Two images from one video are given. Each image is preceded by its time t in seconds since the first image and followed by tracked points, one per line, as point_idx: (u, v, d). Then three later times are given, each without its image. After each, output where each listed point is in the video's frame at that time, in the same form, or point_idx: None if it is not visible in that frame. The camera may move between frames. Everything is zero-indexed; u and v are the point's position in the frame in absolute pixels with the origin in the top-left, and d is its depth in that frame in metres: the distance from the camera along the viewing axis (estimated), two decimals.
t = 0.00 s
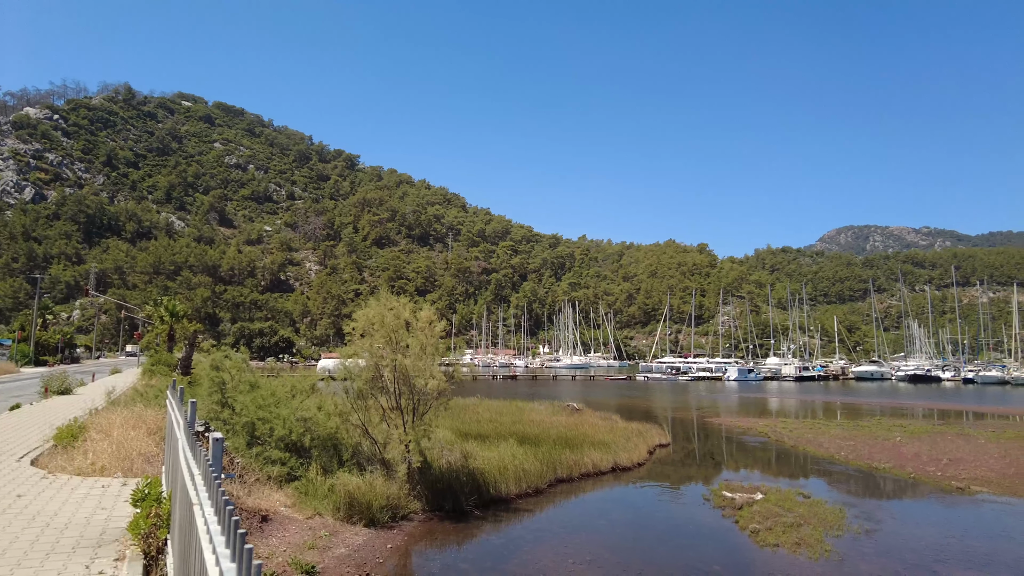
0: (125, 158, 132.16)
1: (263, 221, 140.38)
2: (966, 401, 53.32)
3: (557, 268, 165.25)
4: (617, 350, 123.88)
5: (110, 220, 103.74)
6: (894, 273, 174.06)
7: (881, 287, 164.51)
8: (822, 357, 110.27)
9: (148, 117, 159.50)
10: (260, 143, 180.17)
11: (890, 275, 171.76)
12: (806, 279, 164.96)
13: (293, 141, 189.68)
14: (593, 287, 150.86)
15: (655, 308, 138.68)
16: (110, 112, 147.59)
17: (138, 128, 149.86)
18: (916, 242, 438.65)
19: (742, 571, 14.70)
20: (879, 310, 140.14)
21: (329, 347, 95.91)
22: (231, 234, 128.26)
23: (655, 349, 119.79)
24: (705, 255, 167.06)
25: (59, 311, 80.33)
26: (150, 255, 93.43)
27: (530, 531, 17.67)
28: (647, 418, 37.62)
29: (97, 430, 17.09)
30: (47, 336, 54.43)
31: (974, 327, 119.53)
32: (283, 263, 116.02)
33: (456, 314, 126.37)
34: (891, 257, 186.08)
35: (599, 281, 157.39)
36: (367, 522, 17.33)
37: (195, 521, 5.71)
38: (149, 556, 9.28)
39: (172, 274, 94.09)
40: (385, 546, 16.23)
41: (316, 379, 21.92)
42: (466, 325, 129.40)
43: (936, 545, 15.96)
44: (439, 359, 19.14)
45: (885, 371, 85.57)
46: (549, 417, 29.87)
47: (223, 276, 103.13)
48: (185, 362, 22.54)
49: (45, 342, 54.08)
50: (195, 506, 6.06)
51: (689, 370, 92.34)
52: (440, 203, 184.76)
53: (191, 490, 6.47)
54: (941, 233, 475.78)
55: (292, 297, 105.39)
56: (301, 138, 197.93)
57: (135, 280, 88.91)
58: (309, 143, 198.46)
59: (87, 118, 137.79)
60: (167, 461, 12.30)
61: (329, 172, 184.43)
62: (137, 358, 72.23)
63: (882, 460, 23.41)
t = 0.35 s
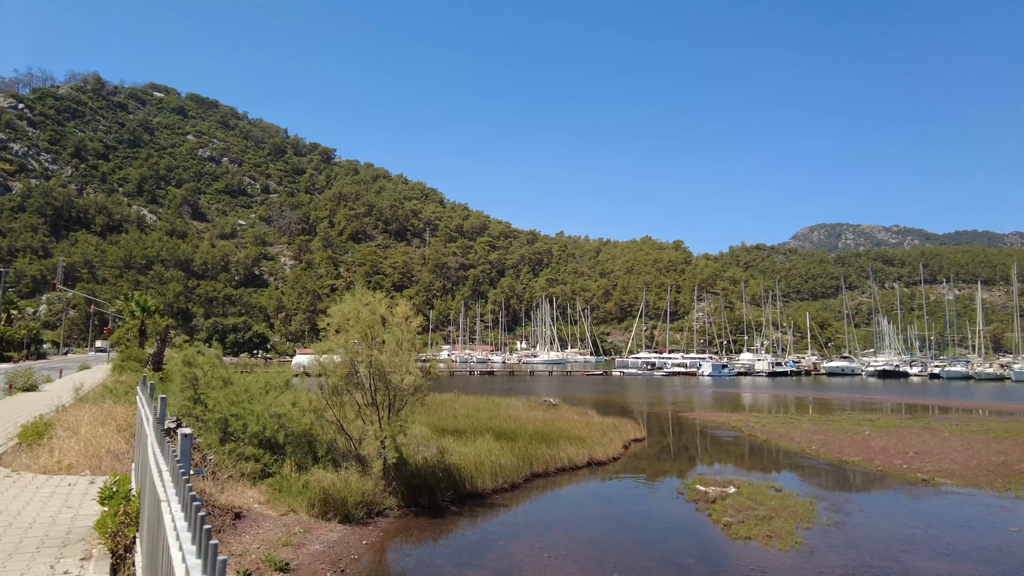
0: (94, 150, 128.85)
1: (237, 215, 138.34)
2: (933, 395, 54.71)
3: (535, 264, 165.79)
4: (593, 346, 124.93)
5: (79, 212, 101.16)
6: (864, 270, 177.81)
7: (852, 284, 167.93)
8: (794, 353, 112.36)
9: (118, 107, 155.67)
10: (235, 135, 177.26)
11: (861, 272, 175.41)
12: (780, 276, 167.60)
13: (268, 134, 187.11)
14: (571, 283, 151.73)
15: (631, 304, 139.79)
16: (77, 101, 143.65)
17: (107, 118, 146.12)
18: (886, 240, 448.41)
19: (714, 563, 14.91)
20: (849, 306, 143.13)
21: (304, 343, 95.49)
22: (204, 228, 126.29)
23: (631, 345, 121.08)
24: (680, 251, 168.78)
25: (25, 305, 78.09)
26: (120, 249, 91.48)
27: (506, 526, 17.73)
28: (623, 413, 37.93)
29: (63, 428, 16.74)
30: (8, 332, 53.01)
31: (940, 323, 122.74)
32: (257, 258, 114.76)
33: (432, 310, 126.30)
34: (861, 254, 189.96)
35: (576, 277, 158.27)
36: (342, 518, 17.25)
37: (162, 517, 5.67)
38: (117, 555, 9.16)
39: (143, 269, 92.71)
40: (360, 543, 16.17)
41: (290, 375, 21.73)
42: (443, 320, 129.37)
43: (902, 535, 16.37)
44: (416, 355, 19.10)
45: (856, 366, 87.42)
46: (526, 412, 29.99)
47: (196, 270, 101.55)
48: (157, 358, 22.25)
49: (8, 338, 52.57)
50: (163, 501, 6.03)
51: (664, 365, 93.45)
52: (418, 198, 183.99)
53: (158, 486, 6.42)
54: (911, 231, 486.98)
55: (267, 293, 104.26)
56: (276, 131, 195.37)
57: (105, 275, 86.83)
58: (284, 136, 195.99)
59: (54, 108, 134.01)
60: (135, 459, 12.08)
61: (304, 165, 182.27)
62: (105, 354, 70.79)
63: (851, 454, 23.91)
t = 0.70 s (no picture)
0: (61, 140, 125.19)
1: (209, 208, 135.98)
2: (900, 389, 56.12)
3: (512, 259, 166.17)
4: (569, 341, 125.91)
5: (45, 204, 98.36)
6: (835, 267, 181.45)
7: (823, 280, 171.18)
8: (766, 348, 114.30)
9: (85, 96, 151.33)
10: (207, 127, 173.99)
11: (832, 269, 178.98)
12: (753, 272, 170.15)
13: (241, 126, 184.24)
14: (548, 278, 152.46)
15: (607, 300, 140.90)
16: (42, 90, 139.36)
17: (74, 108, 141.76)
18: (857, 238, 457.54)
19: (687, 555, 15.12)
20: (820, 302, 145.85)
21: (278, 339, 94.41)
22: (176, 221, 123.92)
23: (607, 340, 122.16)
24: (656, 248, 170.28)
25: None
26: (89, 241, 89.19)
27: (481, 521, 17.77)
28: (599, 408, 38.24)
29: (27, 425, 16.35)
30: None
31: (908, 319, 125.79)
32: (230, 252, 113.36)
33: (409, 305, 126.13)
34: (832, 251, 193.63)
35: (553, 273, 158.79)
36: (315, 514, 17.13)
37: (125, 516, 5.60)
38: (81, 554, 8.96)
39: (112, 262, 90.54)
40: (334, 539, 16.07)
41: (263, 371, 21.50)
42: (420, 316, 129.11)
43: (868, 525, 16.77)
44: (391, 351, 19.00)
45: (826, 361, 89.17)
46: (502, 407, 30.05)
47: (168, 265, 99.82)
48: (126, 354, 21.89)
49: None
50: (126, 499, 5.97)
51: (639, 360, 94.48)
52: (394, 192, 182.96)
53: (122, 484, 6.35)
54: (882, 229, 497.73)
55: (239, 287, 102.88)
56: (250, 123, 192.46)
57: (73, 269, 84.41)
58: (258, 128, 193.27)
59: (18, 96, 129.87)
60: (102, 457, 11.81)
61: (278, 158, 179.75)
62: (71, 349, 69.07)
63: (821, 447, 24.39)
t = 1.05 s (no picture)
0: (23, 130, 120.66)
1: (179, 201, 133.36)
2: (866, 384, 57.53)
3: (488, 255, 166.27)
4: (544, 337, 126.89)
5: (6, 196, 95.30)
6: (805, 264, 185.10)
7: (793, 277, 174.61)
8: (738, 344, 116.31)
9: (48, 84, 146.23)
10: (177, 119, 170.37)
11: (802, 266, 182.66)
12: (725, 269, 172.78)
13: (212, 119, 181.10)
14: (523, 274, 152.93)
15: (582, 295, 142.29)
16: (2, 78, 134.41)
17: (37, 96, 136.51)
18: (828, 236, 466.91)
19: (658, 548, 15.31)
20: (790, 298, 148.69)
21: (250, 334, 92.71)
22: (145, 215, 121.02)
23: (581, 336, 123.27)
24: (630, 244, 171.76)
25: None
26: (53, 234, 86.53)
27: (454, 516, 17.79)
28: (573, 403, 38.54)
29: None
30: None
31: (875, 315, 128.94)
32: (200, 246, 111.56)
33: (383, 301, 125.88)
34: (802, 248, 197.31)
35: (528, 269, 159.19)
36: (287, 511, 16.98)
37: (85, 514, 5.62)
38: (42, 554, 8.76)
39: (78, 256, 87.99)
40: (306, 535, 15.96)
41: (234, 366, 21.22)
42: (394, 311, 128.91)
43: (834, 516, 17.17)
44: (364, 346, 18.93)
45: (796, 357, 90.90)
46: (477, 403, 30.10)
47: (137, 259, 97.68)
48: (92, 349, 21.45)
49: None
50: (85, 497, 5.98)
51: (613, 355, 95.40)
52: (369, 186, 181.59)
53: (83, 482, 6.32)
54: (852, 228, 508.79)
55: (210, 281, 101.33)
56: (222, 115, 189.33)
57: (36, 262, 81.35)
58: (230, 121, 190.19)
59: None
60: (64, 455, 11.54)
61: (251, 151, 177.18)
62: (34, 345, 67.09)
63: (790, 441, 24.89)
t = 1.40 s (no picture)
0: None
1: (146, 194, 130.26)
2: (832, 380, 58.95)
3: (462, 251, 166.24)
4: (517, 333, 127.73)
5: None
6: (774, 262, 188.83)
7: (762, 274, 178.13)
8: (708, 340, 118.35)
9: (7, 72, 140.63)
10: (144, 110, 166.19)
11: (771, 264, 186.32)
12: (696, 266, 175.49)
13: (180, 111, 177.51)
14: (497, 270, 153.21)
15: (555, 292, 143.24)
16: None
17: None
18: (797, 234, 477.20)
19: (628, 542, 15.51)
20: (759, 296, 151.58)
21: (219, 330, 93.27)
22: (109, 207, 117.67)
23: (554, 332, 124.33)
24: (603, 241, 173.08)
25: None
26: (13, 227, 83.42)
27: (426, 513, 17.78)
28: (546, 399, 38.82)
29: None
30: None
31: (841, 313, 132.20)
32: (168, 240, 109.47)
33: (355, 298, 125.57)
34: (770, 246, 201.04)
35: (502, 265, 159.22)
36: (256, 509, 16.81)
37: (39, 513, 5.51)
38: None
39: (39, 250, 84.77)
40: (276, 533, 15.79)
41: (202, 363, 20.89)
42: (366, 308, 128.66)
43: (799, 509, 17.57)
44: (335, 343, 18.87)
45: (765, 353, 92.21)
46: (449, 399, 30.08)
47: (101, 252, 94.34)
48: (54, 346, 20.95)
49: None
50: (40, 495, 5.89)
51: (586, 351, 96.23)
52: (341, 181, 179.93)
53: (37, 480, 6.20)
54: (820, 227, 520.60)
55: (178, 277, 99.51)
56: (190, 107, 185.84)
57: None
58: (198, 113, 186.83)
59: None
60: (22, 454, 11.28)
61: (221, 144, 174.23)
62: None
63: (758, 436, 25.38)
